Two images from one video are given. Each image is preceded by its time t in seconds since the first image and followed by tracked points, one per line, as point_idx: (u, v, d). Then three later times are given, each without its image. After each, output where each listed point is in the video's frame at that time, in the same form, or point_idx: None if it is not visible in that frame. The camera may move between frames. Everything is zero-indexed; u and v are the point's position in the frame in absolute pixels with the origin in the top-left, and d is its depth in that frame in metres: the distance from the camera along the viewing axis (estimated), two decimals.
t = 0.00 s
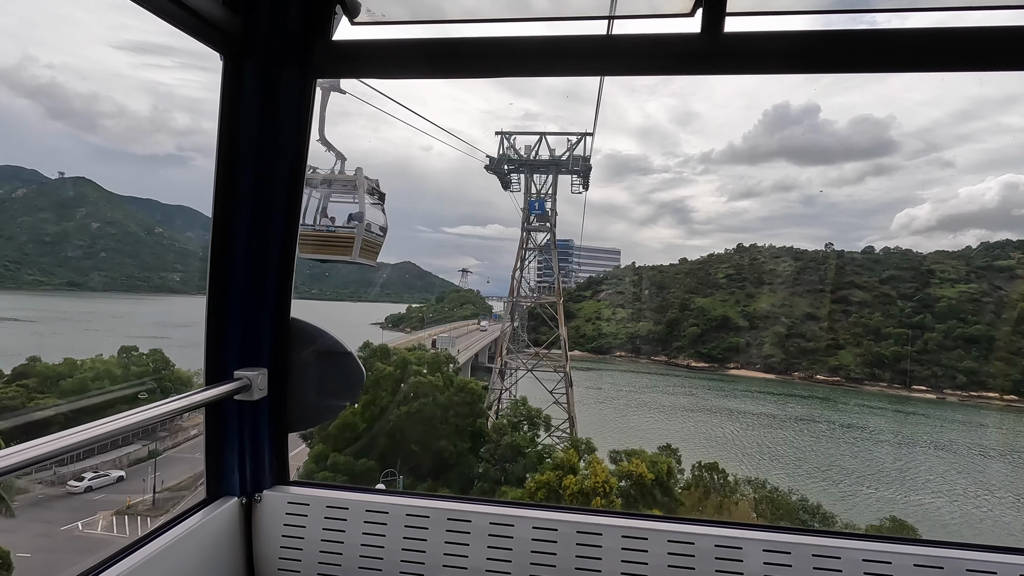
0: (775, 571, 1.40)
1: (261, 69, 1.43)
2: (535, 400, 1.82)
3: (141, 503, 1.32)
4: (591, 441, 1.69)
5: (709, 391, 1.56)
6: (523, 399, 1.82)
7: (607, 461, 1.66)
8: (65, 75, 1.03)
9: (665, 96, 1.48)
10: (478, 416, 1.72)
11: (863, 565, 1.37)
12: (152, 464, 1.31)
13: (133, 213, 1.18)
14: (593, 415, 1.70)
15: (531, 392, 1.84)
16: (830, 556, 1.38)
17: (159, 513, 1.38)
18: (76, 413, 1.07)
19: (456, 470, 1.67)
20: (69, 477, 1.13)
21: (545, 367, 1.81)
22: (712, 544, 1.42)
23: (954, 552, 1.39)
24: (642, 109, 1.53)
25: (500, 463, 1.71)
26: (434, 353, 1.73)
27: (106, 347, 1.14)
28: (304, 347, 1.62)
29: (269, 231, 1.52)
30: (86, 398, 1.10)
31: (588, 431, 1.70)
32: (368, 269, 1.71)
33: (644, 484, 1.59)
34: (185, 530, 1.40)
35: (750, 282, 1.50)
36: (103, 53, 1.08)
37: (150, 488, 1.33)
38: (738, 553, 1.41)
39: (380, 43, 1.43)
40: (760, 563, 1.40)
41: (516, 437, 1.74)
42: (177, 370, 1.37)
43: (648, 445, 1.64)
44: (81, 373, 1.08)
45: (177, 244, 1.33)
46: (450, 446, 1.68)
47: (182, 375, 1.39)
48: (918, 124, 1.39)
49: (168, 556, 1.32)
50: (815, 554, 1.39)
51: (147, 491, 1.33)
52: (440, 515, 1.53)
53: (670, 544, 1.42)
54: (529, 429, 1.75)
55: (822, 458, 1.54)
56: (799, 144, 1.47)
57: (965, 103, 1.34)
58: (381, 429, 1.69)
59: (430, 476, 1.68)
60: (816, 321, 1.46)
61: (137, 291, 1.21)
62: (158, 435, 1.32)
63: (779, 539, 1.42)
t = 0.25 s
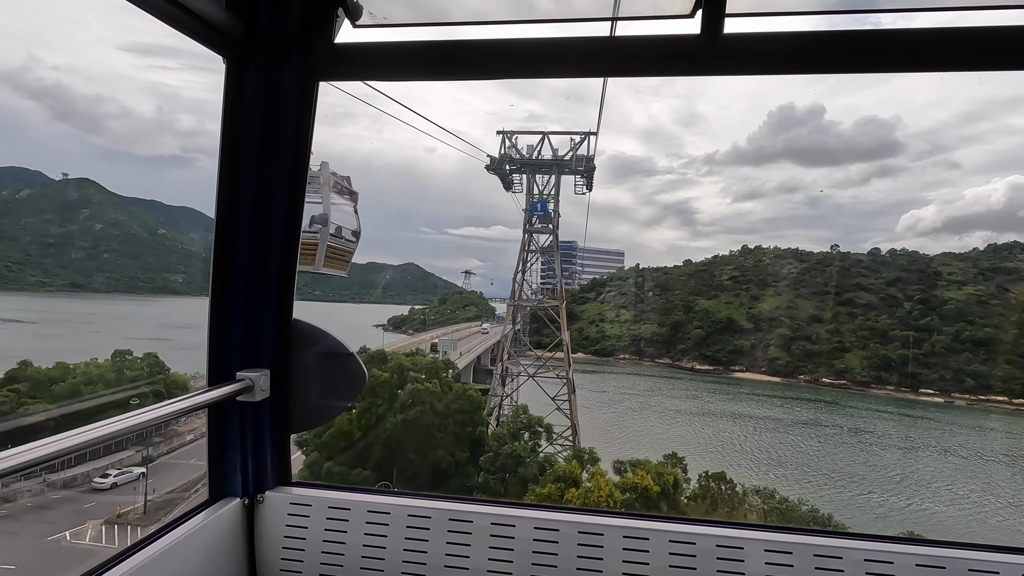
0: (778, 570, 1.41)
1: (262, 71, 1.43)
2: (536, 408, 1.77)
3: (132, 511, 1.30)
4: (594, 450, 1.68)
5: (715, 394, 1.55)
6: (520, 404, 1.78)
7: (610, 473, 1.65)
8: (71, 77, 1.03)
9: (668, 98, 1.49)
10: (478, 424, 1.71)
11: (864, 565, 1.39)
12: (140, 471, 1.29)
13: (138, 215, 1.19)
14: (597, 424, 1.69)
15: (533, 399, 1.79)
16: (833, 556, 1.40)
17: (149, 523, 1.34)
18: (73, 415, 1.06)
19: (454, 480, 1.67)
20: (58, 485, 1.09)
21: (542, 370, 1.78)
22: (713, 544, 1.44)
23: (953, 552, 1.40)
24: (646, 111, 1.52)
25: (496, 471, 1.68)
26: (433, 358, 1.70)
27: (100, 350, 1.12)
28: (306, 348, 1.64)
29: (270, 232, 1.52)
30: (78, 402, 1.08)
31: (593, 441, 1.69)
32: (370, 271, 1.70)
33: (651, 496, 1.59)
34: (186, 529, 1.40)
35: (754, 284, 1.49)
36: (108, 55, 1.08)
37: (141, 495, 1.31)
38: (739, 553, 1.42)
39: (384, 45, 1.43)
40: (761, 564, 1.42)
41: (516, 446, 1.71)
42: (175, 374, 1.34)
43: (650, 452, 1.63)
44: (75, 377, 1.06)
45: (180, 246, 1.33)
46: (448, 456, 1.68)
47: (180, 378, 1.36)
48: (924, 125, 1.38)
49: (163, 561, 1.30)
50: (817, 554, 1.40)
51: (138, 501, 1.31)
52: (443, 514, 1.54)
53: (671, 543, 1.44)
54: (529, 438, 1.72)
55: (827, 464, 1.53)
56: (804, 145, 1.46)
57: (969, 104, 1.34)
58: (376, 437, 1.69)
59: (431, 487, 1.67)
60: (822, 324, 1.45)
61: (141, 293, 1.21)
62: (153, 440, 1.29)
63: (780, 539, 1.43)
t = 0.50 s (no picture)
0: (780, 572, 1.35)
1: (270, 73, 1.41)
2: (540, 415, 1.92)
3: (124, 519, 1.23)
4: (601, 463, 1.68)
5: (720, 398, 1.54)
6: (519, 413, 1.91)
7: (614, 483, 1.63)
8: (78, 79, 1.04)
9: (675, 100, 1.45)
10: (477, 433, 1.74)
11: (868, 566, 1.34)
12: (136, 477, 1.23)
13: (145, 216, 1.19)
14: (598, 437, 1.72)
15: (534, 407, 1.95)
16: (836, 559, 1.35)
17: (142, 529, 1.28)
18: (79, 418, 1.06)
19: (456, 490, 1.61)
20: (50, 492, 1.03)
21: (539, 371, 1.92)
22: (717, 546, 1.37)
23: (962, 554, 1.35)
24: (651, 112, 1.50)
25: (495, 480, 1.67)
26: (433, 364, 1.74)
27: (90, 350, 1.07)
28: (313, 350, 1.58)
29: (278, 232, 1.50)
30: (72, 408, 1.05)
31: (597, 451, 1.71)
32: (375, 273, 1.73)
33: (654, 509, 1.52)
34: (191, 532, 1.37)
35: (761, 286, 1.48)
36: (116, 58, 1.09)
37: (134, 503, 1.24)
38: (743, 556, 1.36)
39: (387, 51, 1.41)
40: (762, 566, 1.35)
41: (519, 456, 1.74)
42: (174, 378, 1.29)
43: (654, 463, 1.62)
44: (75, 379, 1.04)
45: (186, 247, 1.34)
46: (446, 466, 1.63)
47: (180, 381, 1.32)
48: (933, 125, 1.36)
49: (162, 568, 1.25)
50: (821, 556, 1.35)
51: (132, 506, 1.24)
52: (447, 516, 1.48)
53: (674, 546, 1.37)
54: (534, 449, 1.78)
55: (834, 472, 1.52)
56: (811, 147, 1.45)
57: (977, 104, 1.31)
58: (373, 446, 1.65)
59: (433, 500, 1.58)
60: (830, 327, 1.43)
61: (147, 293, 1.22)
62: (150, 446, 1.24)
63: (782, 540, 1.37)
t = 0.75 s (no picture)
0: (787, 571, 1.39)
1: (285, 83, 1.48)
2: (542, 424, 1.74)
3: (121, 525, 1.23)
4: (606, 470, 1.68)
5: (725, 403, 1.54)
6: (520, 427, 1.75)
7: (618, 492, 1.62)
8: (88, 81, 1.05)
9: (680, 100, 1.47)
10: (478, 440, 1.71)
11: (874, 567, 1.37)
12: (137, 479, 1.22)
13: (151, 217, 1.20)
14: (603, 451, 1.68)
15: (536, 413, 1.77)
16: (840, 559, 1.38)
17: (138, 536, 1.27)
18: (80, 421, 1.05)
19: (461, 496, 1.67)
20: (49, 496, 1.04)
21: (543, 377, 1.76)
22: (724, 546, 1.41)
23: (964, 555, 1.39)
24: (657, 113, 1.52)
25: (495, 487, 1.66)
26: (433, 369, 1.69)
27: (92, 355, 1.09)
28: (322, 351, 1.67)
29: (289, 236, 1.58)
30: (71, 411, 1.04)
31: (599, 463, 1.70)
32: (383, 273, 1.71)
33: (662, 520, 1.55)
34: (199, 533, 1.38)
35: (768, 288, 1.47)
36: (125, 60, 1.10)
37: (134, 507, 1.24)
38: (749, 555, 1.40)
39: (399, 56, 1.47)
40: (770, 565, 1.39)
41: (522, 468, 1.68)
42: (176, 381, 1.28)
43: (659, 470, 1.60)
44: (75, 382, 1.04)
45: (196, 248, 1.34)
46: (449, 474, 1.67)
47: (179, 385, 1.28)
48: (939, 126, 1.36)
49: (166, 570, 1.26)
50: (827, 557, 1.39)
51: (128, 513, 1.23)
52: (456, 515, 1.53)
53: (682, 545, 1.42)
54: (535, 459, 1.70)
55: (840, 475, 1.51)
56: (817, 149, 1.44)
57: (986, 106, 1.33)
58: (370, 454, 1.69)
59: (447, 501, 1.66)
60: (838, 329, 1.42)
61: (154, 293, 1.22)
62: (148, 449, 1.22)
63: (785, 540, 1.41)
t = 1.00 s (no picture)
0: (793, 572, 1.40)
1: (297, 82, 1.50)
2: (547, 428, 1.75)
3: (116, 532, 1.20)
4: (610, 482, 1.64)
5: (734, 405, 1.53)
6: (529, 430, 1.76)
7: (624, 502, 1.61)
8: (98, 83, 1.03)
9: (686, 100, 1.48)
10: (479, 450, 1.70)
11: (879, 564, 1.39)
12: (131, 486, 1.22)
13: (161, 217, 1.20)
14: (609, 458, 1.67)
15: (541, 423, 1.76)
16: (846, 555, 1.40)
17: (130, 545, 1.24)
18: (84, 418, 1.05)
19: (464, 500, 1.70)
20: (44, 501, 1.02)
21: (551, 381, 1.74)
22: (728, 543, 1.43)
23: (971, 552, 1.40)
24: (663, 114, 1.52)
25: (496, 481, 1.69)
26: (433, 375, 1.70)
27: (85, 356, 1.06)
28: (332, 348, 1.68)
29: (300, 235, 1.59)
30: (67, 411, 1.03)
31: (606, 472, 1.66)
32: (390, 274, 1.75)
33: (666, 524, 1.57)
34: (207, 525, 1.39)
35: (775, 290, 1.45)
36: (133, 62, 1.09)
37: (128, 513, 1.23)
38: (753, 551, 1.42)
39: (409, 57, 1.49)
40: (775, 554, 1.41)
41: (526, 478, 1.68)
42: (176, 383, 1.25)
43: (666, 467, 1.60)
44: (72, 385, 1.03)
45: (203, 248, 1.33)
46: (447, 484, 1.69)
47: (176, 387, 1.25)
48: (948, 126, 1.35)
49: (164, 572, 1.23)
50: (831, 553, 1.40)
51: (122, 521, 1.21)
52: (463, 509, 1.55)
53: (686, 541, 1.45)
54: (540, 468, 1.70)
55: (848, 480, 1.50)
56: (825, 149, 1.43)
57: (993, 107, 1.32)
58: (368, 461, 1.72)
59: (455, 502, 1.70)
60: (846, 331, 1.41)
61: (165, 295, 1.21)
62: (148, 451, 1.21)
63: (792, 537, 1.43)
